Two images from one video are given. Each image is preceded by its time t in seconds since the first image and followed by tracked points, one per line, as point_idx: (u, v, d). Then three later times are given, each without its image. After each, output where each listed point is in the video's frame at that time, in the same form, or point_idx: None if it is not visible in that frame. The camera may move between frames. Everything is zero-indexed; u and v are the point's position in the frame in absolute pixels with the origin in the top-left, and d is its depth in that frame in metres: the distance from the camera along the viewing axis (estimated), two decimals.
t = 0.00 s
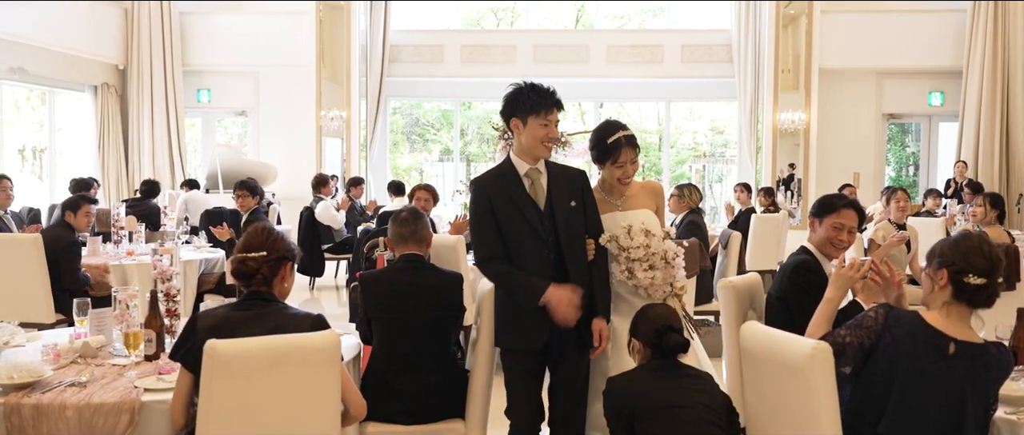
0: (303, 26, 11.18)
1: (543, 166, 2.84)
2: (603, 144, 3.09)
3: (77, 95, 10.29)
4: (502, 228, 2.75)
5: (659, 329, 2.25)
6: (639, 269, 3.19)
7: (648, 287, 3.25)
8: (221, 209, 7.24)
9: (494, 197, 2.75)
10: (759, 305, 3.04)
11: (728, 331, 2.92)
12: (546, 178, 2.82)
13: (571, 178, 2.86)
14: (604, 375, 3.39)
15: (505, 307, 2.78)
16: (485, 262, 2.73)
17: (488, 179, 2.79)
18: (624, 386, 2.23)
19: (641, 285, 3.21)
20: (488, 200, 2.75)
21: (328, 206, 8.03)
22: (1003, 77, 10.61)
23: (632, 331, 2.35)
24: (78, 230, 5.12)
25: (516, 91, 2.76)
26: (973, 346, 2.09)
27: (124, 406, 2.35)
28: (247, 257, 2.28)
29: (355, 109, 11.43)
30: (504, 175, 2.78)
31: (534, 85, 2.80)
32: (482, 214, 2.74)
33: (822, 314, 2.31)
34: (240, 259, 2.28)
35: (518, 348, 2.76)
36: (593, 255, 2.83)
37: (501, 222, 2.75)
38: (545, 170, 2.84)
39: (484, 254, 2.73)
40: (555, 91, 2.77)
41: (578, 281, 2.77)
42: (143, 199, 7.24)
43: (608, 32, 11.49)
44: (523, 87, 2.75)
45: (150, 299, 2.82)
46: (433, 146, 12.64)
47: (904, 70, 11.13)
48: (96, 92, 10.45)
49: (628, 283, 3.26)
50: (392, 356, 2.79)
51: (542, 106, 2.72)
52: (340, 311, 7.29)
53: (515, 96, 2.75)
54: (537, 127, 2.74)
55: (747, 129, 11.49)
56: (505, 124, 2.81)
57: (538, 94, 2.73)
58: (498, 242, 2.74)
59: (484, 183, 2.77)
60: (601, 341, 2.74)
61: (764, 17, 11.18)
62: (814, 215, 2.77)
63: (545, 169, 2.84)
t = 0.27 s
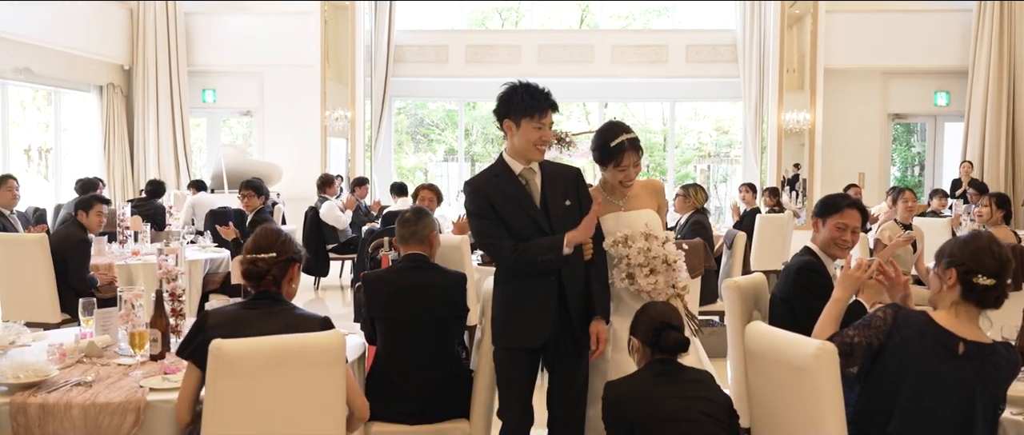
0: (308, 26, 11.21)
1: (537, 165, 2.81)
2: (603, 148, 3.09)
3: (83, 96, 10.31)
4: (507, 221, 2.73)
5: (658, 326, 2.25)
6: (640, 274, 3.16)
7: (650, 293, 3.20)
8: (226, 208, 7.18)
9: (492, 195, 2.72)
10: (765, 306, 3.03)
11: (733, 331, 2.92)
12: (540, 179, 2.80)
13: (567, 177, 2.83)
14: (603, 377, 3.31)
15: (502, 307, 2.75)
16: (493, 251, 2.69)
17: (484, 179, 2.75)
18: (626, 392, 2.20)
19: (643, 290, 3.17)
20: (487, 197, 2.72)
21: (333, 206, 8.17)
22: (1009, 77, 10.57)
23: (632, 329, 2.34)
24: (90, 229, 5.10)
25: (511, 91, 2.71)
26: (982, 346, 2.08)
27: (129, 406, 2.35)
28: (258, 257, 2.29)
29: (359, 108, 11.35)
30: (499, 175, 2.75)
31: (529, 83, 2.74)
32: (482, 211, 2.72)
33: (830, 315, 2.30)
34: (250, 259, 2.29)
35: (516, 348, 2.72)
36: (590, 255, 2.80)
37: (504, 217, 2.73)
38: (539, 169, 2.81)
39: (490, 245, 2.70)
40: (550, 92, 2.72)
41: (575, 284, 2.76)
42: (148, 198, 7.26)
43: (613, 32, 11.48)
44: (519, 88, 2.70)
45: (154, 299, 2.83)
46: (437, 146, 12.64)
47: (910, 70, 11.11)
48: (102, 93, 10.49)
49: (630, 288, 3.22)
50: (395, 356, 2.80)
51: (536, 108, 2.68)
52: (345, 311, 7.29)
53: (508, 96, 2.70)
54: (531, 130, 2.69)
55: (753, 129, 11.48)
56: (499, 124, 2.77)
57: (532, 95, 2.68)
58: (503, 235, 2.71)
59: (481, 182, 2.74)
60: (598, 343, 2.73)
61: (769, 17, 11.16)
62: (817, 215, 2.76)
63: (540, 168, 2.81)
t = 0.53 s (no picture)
0: (313, 26, 11.22)
1: (529, 168, 2.74)
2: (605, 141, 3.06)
3: (88, 95, 10.33)
4: (506, 217, 2.64)
5: (660, 329, 2.16)
6: (646, 275, 3.14)
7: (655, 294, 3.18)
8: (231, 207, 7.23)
9: (489, 195, 2.66)
10: (770, 306, 3.02)
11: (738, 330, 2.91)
12: (534, 181, 2.73)
13: (560, 181, 2.77)
14: (604, 379, 3.24)
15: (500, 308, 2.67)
16: (493, 244, 2.60)
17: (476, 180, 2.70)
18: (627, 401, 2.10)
19: (649, 291, 3.15)
20: (484, 195, 2.66)
21: (338, 206, 8.06)
22: (1015, 77, 10.55)
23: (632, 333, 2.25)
24: (100, 226, 5.05)
25: (498, 94, 2.63)
26: (991, 346, 2.07)
27: (135, 405, 2.36)
28: (269, 260, 2.31)
29: (364, 109, 11.33)
30: (491, 177, 2.69)
31: (518, 85, 2.66)
32: (478, 208, 2.65)
33: (837, 316, 2.28)
34: (261, 263, 2.30)
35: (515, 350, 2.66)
36: (585, 258, 2.69)
37: (503, 214, 2.64)
38: (531, 172, 2.74)
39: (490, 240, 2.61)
40: (539, 93, 2.64)
41: (572, 287, 2.65)
42: (154, 198, 7.27)
43: (618, 32, 11.47)
44: (506, 90, 2.62)
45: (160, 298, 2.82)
46: (442, 146, 12.65)
47: (916, 70, 11.09)
48: (107, 93, 10.50)
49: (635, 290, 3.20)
50: (400, 355, 2.80)
51: (524, 109, 2.60)
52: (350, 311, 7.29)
53: (496, 98, 2.63)
54: (520, 132, 2.62)
55: (757, 129, 11.45)
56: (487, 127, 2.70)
57: (520, 97, 2.60)
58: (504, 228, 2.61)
59: (475, 183, 2.68)
60: (596, 345, 2.64)
61: (775, 17, 11.14)
62: (821, 215, 2.75)
63: (532, 171, 2.74)
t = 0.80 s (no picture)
0: (317, 26, 11.22)
1: (524, 170, 2.58)
2: (610, 138, 2.93)
3: (93, 95, 10.35)
4: (504, 217, 2.47)
5: (667, 334, 2.12)
6: (648, 277, 3.10)
7: (655, 296, 3.15)
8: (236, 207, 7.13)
9: (486, 196, 2.49)
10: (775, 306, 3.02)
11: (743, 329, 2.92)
12: (529, 183, 2.57)
13: (554, 181, 2.61)
14: (601, 384, 3.21)
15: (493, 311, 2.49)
16: (491, 244, 2.42)
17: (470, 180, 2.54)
18: (630, 407, 2.05)
19: (650, 293, 3.12)
20: (480, 195, 2.49)
21: (342, 206, 8.15)
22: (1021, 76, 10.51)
23: (637, 336, 2.21)
24: (107, 225, 5.11)
25: (488, 94, 2.50)
26: (998, 347, 2.07)
27: (140, 404, 2.36)
28: (278, 265, 2.35)
29: (368, 108, 11.34)
30: (486, 179, 2.51)
31: (510, 85, 2.53)
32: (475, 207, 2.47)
33: (843, 316, 2.27)
34: (270, 268, 2.34)
35: (507, 356, 2.49)
36: (579, 261, 2.58)
37: (500, 214, 2.48)
38: (526, 174, 2.59)
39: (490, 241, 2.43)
40: (531, 93, 2.51)
41: (566, 290, 2.52)
42: (159, 198, 7.29)
43: (623, 31, 11.45)
44: (497, 90, 2.48)
45: (165, 297, 2.83)
46: (446, 145, 12.67)
47: (921, 70, 11.06)
48: (113, 92, 10.52)
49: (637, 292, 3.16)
50: (405, 355, 2.80)
51: (516, 109, 2.46)
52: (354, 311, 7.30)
53: (487, 98, 2.49)
54: (514, 132, 2.47)
55: (761, 129, 11.42)
56: (480, 129, 2.55)
57: (513, 96, 2.47)
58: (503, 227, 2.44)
59: (469, 183, 2.51)
60: (588, 350, 2.53)
61: (779, 16, 11.13)
62: (825, 215, 2.75)
63: (527, 172, 2.59)
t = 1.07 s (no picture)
0: (321, 26, 11.23)
1: (522, 167, 2.50)
2: (612, 136, 2.84)
3: (98, 95, 10.38)
4: (502, 218, 2.38)
5: (678, 341, 2.10)
6: (646, 280, 2.94)
7: (652, 299, 3.00)
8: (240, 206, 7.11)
9: (484, 197, 2.40)
10: (779, 304, 3.02)
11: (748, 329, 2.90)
12: (526, 180, 2.49)
13: (551, 178, 2.54)
14: (599, 398, 3.00)
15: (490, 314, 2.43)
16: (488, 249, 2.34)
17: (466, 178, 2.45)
18: (630, 414, 2.04)
19: (650, 297, 2.97)
20: (476, 195, 2.40)
21: (346, 205, 8.07)
22: None
23: (644, 341, 2.18)
24: (110, 226, 5.09)
25: (478, 92, 2.44)
26: (1005, 346, 2.06)
27: (145, 403, 2.36)
28: (286, 270, 2.44)
29: (373, 108, 11.20)
30: (483, 178, 2.43)
31: (501, 80, 2.47)
32: (472, 208, 2.38)
33: (849, 316, 2.26)
34: (278, 272, 2.43)
35: (506, 359, 2.42)
36: (579, 259, 2.52)
37: (498, 215, 2.39)
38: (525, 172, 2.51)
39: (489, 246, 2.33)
40: (524, 86, 2.44)
41: (567, 290, 2.46)
42: (164, 197, 7.32)
43: (627, 31, 11.44)
44: (490, 85, 2.42)
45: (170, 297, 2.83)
46: (450, 145, 12.70)
47: (926, 69, 11.04)
48: (118, 92, 10.54)
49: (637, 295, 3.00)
50: (409, 353, 2.80)
51: (509, 103, 2.40)
52: (358, 309, 7.32)
53: (478, 95, 2.43)
54: (508, 127, 2.40)
55: (765, 130, 11.41)
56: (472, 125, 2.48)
57: (504, 89, 2.41)
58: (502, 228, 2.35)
59: (467, 182, 2.42)
60: (588, 350, 2.47)
61: (784, 17, 11.06)
62: (831, 215, 2.75)
63: (524, 170, 2.51)
